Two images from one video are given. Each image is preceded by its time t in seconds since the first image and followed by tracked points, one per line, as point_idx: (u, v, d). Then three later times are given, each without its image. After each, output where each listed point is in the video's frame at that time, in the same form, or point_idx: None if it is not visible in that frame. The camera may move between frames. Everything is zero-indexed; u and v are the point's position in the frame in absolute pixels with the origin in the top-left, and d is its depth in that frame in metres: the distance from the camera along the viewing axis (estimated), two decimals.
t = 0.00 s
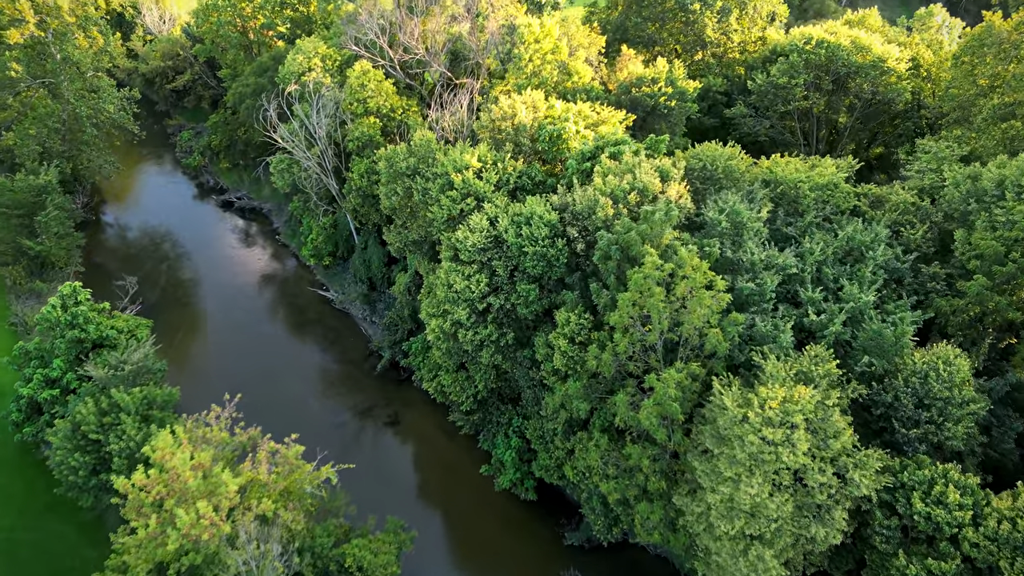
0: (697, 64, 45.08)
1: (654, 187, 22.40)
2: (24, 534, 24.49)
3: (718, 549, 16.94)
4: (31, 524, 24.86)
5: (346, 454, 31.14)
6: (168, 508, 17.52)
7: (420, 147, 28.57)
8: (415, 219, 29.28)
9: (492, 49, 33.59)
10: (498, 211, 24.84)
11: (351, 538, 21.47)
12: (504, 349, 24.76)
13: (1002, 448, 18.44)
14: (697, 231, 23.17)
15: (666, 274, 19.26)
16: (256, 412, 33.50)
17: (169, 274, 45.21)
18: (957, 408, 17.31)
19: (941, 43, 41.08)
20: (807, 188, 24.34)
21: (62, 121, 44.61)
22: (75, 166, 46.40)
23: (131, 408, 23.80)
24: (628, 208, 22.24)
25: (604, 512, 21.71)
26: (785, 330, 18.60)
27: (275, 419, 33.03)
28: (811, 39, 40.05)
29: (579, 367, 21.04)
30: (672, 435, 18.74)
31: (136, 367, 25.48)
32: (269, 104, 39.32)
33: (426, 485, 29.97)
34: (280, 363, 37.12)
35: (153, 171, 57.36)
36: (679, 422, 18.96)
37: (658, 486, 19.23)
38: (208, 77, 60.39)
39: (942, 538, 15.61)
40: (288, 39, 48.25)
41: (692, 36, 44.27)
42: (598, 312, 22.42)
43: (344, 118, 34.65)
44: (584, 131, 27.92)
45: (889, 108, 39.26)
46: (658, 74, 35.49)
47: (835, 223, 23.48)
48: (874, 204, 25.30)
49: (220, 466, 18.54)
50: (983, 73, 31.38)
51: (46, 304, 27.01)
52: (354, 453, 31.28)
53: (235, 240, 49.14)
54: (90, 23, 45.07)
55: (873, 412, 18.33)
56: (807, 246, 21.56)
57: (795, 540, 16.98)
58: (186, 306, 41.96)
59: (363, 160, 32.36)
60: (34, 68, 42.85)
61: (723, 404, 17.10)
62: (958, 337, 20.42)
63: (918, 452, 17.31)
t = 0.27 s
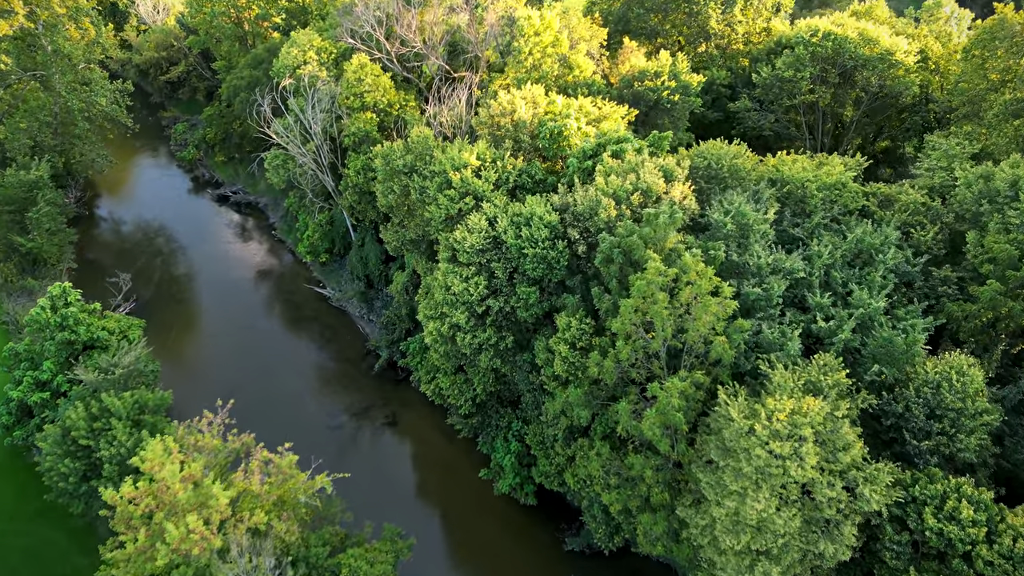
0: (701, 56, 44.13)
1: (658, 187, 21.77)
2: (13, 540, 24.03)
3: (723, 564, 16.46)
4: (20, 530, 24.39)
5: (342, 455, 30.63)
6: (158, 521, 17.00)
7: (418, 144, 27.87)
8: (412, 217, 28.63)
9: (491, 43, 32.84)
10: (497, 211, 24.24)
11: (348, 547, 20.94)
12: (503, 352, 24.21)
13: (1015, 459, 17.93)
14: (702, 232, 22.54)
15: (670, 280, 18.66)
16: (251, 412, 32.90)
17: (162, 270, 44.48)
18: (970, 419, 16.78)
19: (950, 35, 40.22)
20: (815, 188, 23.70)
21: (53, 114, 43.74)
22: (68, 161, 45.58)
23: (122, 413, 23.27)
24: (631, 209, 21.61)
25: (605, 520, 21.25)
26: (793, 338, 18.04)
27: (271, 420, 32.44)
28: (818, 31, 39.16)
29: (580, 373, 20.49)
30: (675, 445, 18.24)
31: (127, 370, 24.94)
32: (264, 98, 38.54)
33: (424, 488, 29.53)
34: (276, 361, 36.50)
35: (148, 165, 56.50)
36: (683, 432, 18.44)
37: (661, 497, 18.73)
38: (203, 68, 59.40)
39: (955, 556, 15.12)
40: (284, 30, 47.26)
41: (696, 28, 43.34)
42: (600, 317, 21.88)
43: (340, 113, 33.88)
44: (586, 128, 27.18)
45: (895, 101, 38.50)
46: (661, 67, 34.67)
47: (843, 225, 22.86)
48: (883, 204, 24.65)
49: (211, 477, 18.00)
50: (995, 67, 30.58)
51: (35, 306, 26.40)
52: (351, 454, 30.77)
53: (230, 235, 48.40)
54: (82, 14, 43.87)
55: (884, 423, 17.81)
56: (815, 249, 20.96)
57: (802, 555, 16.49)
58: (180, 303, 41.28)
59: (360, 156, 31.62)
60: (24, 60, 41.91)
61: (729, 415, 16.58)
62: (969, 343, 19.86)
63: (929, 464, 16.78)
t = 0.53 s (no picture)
0: (704, 49, 43.15)
1: (662, 189, 21.13)
2: (3, 547, 23.53)
3: None
4: (11, 537, 23.88)
5: (339, 458, 30.14)
6: (147, 536, 16.50)
7: (415, 142, 27.16)
8: (410, 216, 27.98)
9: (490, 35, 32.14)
10: (496, 212, 23.61)
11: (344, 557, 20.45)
12: (503, 357, 23.67)
13: None
14: (707, 234, 21.92)
15: (675, 286, 18.07)
16: (247, 414, 32.32)
17: (157, 266, 43.75)
18: (985, 432, 16.26)
19: (959, 27, 39.30)
20: (823, 188, 23.05)
21: (44, 108, 42.86)
22: (60, 155, 44.75)
23: (113, 419, 22.75)
24: (634, 211, 20.99)
25: (607, 530, 20.80)
26: (802, 347, 17.48)
27: (267, 422, 31.87)
28: (825, 23, 38.26)
29: (582, 381, 19.95)
30: (680, 456, 17.73)
31: (118, 374, 24.39)
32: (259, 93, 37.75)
33: (422, 491, 29.09)
34: (272, 361, 35.86)
35: (142, 158, 55.62)
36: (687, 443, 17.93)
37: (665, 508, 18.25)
38: (197, 59, 58.39)
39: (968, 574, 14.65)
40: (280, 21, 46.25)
41: (700, 19, 42.40)
42: (602, 323, 21.32)
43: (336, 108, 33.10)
44: (588, 125, 26.46)
45: (902, 95, 37.78)
46: (665, 60, 33.84)
47: (852, 227, 22.22)
48: (892, 204, 24.00)
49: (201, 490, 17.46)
50: (1007, 62, 29.79)
51: (24, 309, 25.75)
52: (348, 456, 30.29)
53: (226, 230, 47.65)
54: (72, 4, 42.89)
55: (894, 435, 17.31)
56: (824, 253, 20.36)
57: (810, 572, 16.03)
58: (175, 300, 40.59)
59: (356, 153, 30.91)
60: (14, 52, 40.98)
61: (735, 427, 16.06)
62: (982, 350, 19.31)
63: (942, 478, 16.28)
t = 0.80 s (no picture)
0: (708, 41, 42.20)
1: (667, 191, 20.51)
2: None
3: None
4: None
5: (336, 462, 29.69)
6: (136, 553, 16.02)
7: (412, 140, 26.46)
8: (407, 215, 27.34)
9: (490, 29, 31.27)
10: (496, 213, 22.98)
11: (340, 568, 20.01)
12: (502, 362, 23.13)
13: None
14: (712, 237, 21.30)
15: (680, 294, 17.49)
16: (243, 416, 31.78)
17: (151, 262, 43.02)
18: (1000, 446, 15.72)
19: (970, 19, 38.40)
20: (832, 189, 22.39)
21: (36, 102, 42.05)
22: (52, 150, 43.90)
23: (105, 426, 22.25)
24: (637, 214, 20.39)
25: (609, 540, 20.34)
26: (811, 357, 16.91)
27: (263, 424, 31.34)
28: (832, 15, 37.37)
29: (584, 390, 19.42)
30: (684, 469, 17.22)
31: (108, 380, 23.81)
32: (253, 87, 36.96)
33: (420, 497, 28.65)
34: (268, 361, 35.26)
35: (137, 151, 54.73)
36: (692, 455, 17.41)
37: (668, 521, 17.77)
38: (192, 51, 57.38)
39: None
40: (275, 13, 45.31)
41: (704, 11, 41.53)
42: (604, 329, 20.75)
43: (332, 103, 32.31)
44: (590, 123, 25.74)
45: (910, 90, 36.98)
46: (669, 54, 33.03)
47: (862, 229, 21.59)
48: (903, 205, 23.34)
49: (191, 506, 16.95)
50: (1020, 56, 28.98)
51: (13, 312, 25.15)
52: (345, 460, 29.83)
53: (221, 226, 46.91)
54: None
55: (906, 448, 16.79)
56: (833, 258, 19.75)
57: None
58: (170, 297, 39.91)
59: (352, 150, 30.20)
60: (3, 45, 40.13)
61: (742, 442, 15.53)
62: (997, 359, 18.71)
63: (955, 494, 15.76)
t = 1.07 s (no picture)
0: (712, 34, 41.29)
1: (671, 194, 19.91)
2: None
3: None
4: None
5: (333, 465, 29.22)
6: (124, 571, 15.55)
7: (409, 139, 25.81)
8: (404, 216, 26.73)
9: (488, 23, 30.46)
10: (495, 216, 22.39)
11: None
12: (502, 368, 22.61)
13: None
14: (718, 241, 20.69)
15: (685, 304, 16.94)
16: (239, 417, 31.26)
17: (145, 259, 42.34)
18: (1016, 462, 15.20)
19: (980, 12, 37.46)
20: (841, 191, 21.76)
21: (26, 96, 41.22)
22: (43, 145, 43.07)
23: (95, 434, 21.75)
24: (640, 218, 19.79)
25: (611, 552, 19.91)
26: (821, 369, 16.38)
27: (259, 426, 30.82)
28: (840, 8, 36.47)
29: (585, 400, 18.92)
30: (689, 483, 16.73)
31: (99, 386, 23.25)
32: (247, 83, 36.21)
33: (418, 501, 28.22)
34: (264, 361, 34.68)
35: (131, 145, 53.86)
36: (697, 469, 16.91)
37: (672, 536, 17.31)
38: (186, 43, 56.42)
39: None
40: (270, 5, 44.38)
41: (708, 3, 40.65)
42: (606, 336, 20.22)
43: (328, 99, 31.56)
44: (592, 121, 25.05)
45: (918, 84, 36.18)
46: (672, 48, 32.25)
47: (871, 233, 20.99)
48: (913, 207, 22.70)
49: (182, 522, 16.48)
50: None
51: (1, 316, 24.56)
52: (342, 463, 29.35)
53: (217, 222, 46.20)
54: None
55: (917, 463, 16.30)
56: (842, 264, 19.17)
57: None
58: (164, 295, 39.28)
59: (348, 148, 29.52)
60: None
61: (750, 458, 15.02)
62: (1010, 369, 18.17)
63: (968, 511, 15.27)
